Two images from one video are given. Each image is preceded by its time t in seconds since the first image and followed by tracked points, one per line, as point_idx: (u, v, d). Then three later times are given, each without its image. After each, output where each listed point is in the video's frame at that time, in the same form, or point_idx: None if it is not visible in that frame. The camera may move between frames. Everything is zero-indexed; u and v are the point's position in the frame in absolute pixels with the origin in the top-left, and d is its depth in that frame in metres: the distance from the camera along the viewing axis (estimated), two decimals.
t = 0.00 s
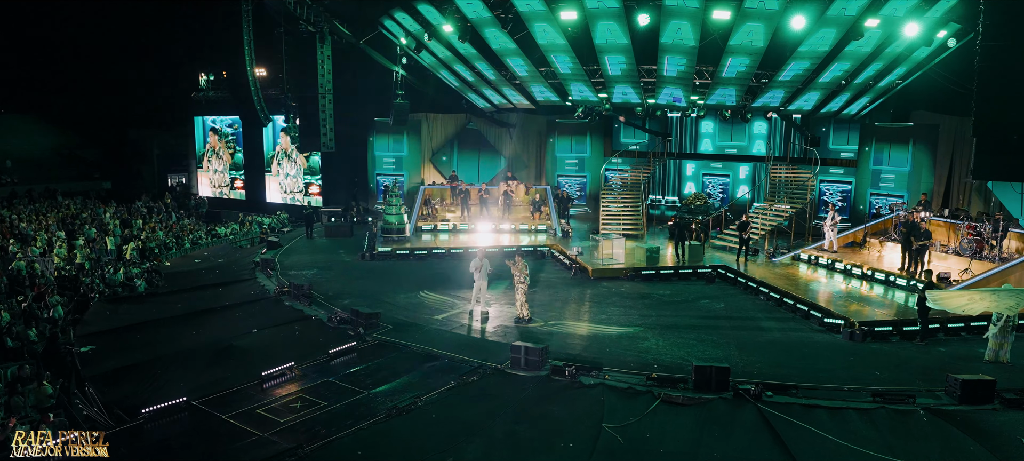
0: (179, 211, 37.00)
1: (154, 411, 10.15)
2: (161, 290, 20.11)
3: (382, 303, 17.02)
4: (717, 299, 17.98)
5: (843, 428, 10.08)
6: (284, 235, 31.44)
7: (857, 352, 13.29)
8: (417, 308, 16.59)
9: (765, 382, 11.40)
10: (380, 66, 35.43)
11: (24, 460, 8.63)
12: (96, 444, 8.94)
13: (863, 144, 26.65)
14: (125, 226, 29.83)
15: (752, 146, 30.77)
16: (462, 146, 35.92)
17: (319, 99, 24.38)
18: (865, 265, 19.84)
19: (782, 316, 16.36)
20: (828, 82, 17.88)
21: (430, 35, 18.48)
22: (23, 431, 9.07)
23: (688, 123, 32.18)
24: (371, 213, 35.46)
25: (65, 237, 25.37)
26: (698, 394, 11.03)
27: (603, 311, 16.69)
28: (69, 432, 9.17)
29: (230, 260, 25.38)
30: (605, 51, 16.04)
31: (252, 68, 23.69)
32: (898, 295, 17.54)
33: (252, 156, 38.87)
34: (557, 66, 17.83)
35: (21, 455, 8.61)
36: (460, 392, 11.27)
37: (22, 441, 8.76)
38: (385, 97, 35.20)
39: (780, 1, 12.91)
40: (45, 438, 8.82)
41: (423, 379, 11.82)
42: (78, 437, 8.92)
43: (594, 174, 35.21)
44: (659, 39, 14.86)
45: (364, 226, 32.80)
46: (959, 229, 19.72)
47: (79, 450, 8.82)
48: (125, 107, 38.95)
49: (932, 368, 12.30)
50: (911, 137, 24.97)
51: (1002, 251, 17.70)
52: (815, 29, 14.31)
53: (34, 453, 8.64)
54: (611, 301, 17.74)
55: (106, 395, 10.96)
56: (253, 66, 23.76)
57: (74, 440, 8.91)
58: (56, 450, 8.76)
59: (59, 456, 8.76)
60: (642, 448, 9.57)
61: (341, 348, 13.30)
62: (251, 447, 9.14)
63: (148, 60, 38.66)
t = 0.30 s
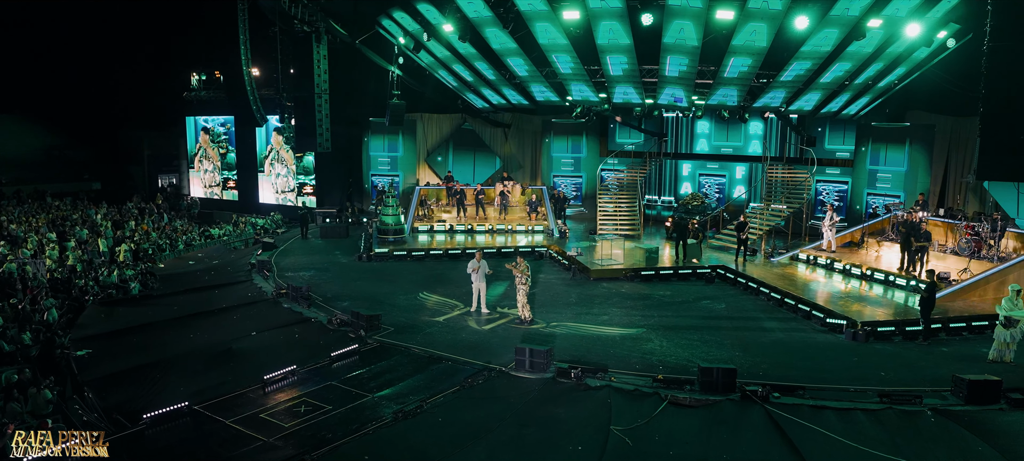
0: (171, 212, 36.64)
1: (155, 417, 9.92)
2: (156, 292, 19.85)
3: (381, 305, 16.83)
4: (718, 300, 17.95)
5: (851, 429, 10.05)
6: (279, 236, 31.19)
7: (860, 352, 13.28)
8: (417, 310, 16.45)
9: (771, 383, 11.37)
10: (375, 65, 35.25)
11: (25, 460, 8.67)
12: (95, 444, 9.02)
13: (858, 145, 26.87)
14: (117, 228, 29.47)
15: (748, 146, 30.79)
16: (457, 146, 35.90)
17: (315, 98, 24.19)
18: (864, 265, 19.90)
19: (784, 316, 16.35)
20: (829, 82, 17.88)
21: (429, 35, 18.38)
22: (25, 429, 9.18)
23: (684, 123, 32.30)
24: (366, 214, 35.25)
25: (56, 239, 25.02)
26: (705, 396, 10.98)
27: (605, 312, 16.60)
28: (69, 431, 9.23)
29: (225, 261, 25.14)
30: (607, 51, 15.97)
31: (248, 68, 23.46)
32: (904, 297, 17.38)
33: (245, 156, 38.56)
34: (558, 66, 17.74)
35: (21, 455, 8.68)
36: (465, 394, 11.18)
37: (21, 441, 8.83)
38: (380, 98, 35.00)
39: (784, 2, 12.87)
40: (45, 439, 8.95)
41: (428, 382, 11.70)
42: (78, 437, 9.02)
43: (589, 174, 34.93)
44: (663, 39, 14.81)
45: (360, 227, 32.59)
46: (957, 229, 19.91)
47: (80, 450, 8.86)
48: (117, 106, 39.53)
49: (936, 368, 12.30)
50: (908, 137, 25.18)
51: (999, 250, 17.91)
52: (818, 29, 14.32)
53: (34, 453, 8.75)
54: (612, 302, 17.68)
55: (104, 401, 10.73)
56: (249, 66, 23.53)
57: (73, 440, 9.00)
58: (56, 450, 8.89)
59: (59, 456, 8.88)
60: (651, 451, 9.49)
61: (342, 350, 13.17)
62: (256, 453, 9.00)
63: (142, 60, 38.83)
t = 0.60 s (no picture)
0: (162, 214, 36.22)
1: (158, 423, 9.94)
2: (151, 294, 19.56)
3: (381, 307, 16.68)
4: (719, 301, 17.93)
5: (860, 430, 10.01)
6: (273, 238, 30.90)
7: (863, 352, 13.28)
8: (418, 312, 16.31)
9: (778, 384, 11.34)
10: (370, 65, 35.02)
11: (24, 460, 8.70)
12: (95, 444, 9.03)
13: (856, 144, 26.90)
14: (108, 230, 29.08)
15: (744, 146, 30.91)
16: (452, 146, 35.63)
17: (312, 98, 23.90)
18: (863, 265, 19.96)
19: (785, 316, 16.36)
20: (830, 83, 17.89)
21: (428, 35, 18.29)
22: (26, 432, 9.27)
23: (680, 122, 32.28)
24: (361, 215, 35.06)
25: (47, 241, 24.64)
26: (712, 397, 10.92)
27: (606, 313, 16.54)
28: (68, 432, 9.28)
29: (220, 263, 24.86)
30: (609, 51, 15.90)
31: (244, 68, 23.20)
32: (915, 298, 17.17)
33: (239, 157, 38.24)
34: (559, 66, 17.66)
35: (21, 455, 8.70)
36: (471, 397, 11.07)
37: (22, 440, 8.91)
38: (375, 98, 34.79)
39: (788, 2, 12.80)
40: (45, 439, 9.02)
41: (432, 385, 11.58)
42: (79, 437, 9.05)
43: (585, 174, 34.99)
44: (665, 39, 14.79)
45: (355, 228, 32.34)
46: (955, 229, 20.10)
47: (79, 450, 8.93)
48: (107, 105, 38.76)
49: (940, 368, 12.31)
50: (903, 137, 25.14)
51: (997, 250, 18.10)
52: (821, 29, 14.33)
53: (34, 453, 8.76)
54: (613, 303, 17.61)
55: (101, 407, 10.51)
56: (244, 66, 23.26)
57: (74, 440, 9.02)
58: (56, 450, 8.89)
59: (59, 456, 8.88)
60: (660, 454, 9.42)
61: (345, 353, 13.04)
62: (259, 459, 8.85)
63: (132, 60, 38.45)
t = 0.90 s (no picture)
0: (154, 215, 35.92)
1: (161, 427, 9.87)
2: (147, 296, 19.38)
3: (381, 309, 16.53)
4: (720, 301, 17.90)
5: (868, 431, 9.98)
6: (267, 238, 30.66)
7: (868, 353, 13.26)
8: (419, 314, 16.17)
9: (784, 385, 11.31)
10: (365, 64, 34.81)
11: (24, 459, 8.75)
12: (95, 444, 9.21)
13: (851, 142, 27.12)
14: (100, 231, 28.79)
15: (740, 146, 31.01)
16: (447, 146, 35.49)
17: (308, 98, 23.67)
18: (862, 265, 20.04)
19: (786, 316, 16.35)
20: (831, 83, 17.93)
21: (428, 35, 18.20)
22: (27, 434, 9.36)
23: (676, 122, 32.26)
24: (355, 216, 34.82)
25: (39, 242, 24.40)
26: (720, 398, 10.86)
27: (608, 313, 16.49)
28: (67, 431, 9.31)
29: (215, 264, 24.65)
30: (611, 51, 15.85)
31: (240, 67, 22.98)
32: (916, 298, 17.23)
33: (232, 157, 37.96)
34: (559, 66, 17.61)
35: (21, 455, 8.75)
36: (477, 400, 10.97)
37: (22, 441, 8.96)
38: (369, 98, 34.57)
39: (791, 2, 12.80)
40: (44, 440, 9.07)
41: (437, 388, 11.46)
42: (79, 437, 9.17)
43: (581, 174, 34.90)
44: (668, 39, 14.76)
45: (350, 228, 32.11)
46: (952, 229, 20.30)
47: (79, 450, 9.13)
48: (98, 105, 38.88)
49: (944, 368, 12.31)
50: (900, 137, 25.56)
51: (996, 250, 18.43)
52: (823, 29, 14.35)
53: (33, 453, 8.80)
54: (614, 304, 17.56)
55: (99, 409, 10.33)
56: (241, 66, 23.04)
57: (73, 440, 9.13)
58: (56, 450, 8.99)
59: (59, 456, 9.00)
60: (670, 456, 9.34)
61: (347, 356, 12.88)
62: None
63: (122, 60, 38.25)
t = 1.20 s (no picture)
0: (145, 216, 35.52)
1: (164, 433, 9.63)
2: (142, 299, 19.14)
3: (381, 311, 16.40)
4: (720, 301, 17.89)
5: (876, 431, 9.97)
6: (262, 239, 30.40)
7: (871, 353, 13.27)
8: (419, 315, 16.06)
9: (791, 386, 11.29)
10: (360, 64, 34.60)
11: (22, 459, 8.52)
12: (95, 444, 9.12)
13: (847, 142, 27.16)
14: (92, 233, 28.43)
15: (735, 146, 31.08)
16: (443, 146, 35.34)
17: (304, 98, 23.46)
18: (861, 265, 20.12)
19: (787, 316, 16.37)
20: (832, 83, 17.99)
21: (428, 35, 18.10)
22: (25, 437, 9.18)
23: (672, 122, 32.24)
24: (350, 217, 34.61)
25: (30, 244, 24.04)
26: (727, 400, 10.80)
27: (609, 314, 16.45)
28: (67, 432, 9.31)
29: (210, 266, 24.40)
30: (613, 51, 15.80)
31: (236, 67, 22.76)
32: (915, 298, 17.27)
33: (225, 157, 37.64)
34: (560, 66, 17.56)
35: (20, 455, 8.53)
36: (483, 403, 10.87)
37: (21, 441, 8.90)
38: (364, 98, 34.40)
39: (794, 2, 12.79)
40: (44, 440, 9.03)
41: (443, 391, 11.36)
42: (78, 438, 9.13)
43: (577, 174, 34.84)
44: (671, 39, 14.72)
45: (345, 229, 31.89)
46: (949, 229, 20.43)
47: (80, 450, 9.05)
48: (87, 105, 38.39)
49: (948, 368, 12.33)
50: (896, 138, 25.54)
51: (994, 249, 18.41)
52: (826, 29, 14.37)
53: (33, 453, 8.64)
54: (615, 304, 17.52)
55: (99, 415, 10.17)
56: (237, 65, 22.82)
57: (73, 441, 9.11)
58: (56, 450, 8.98)
59: (58, 456, 8.98)
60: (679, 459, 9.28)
61: (349, 358, 12.74)
62: None
63: (113, 59, 37.87)
